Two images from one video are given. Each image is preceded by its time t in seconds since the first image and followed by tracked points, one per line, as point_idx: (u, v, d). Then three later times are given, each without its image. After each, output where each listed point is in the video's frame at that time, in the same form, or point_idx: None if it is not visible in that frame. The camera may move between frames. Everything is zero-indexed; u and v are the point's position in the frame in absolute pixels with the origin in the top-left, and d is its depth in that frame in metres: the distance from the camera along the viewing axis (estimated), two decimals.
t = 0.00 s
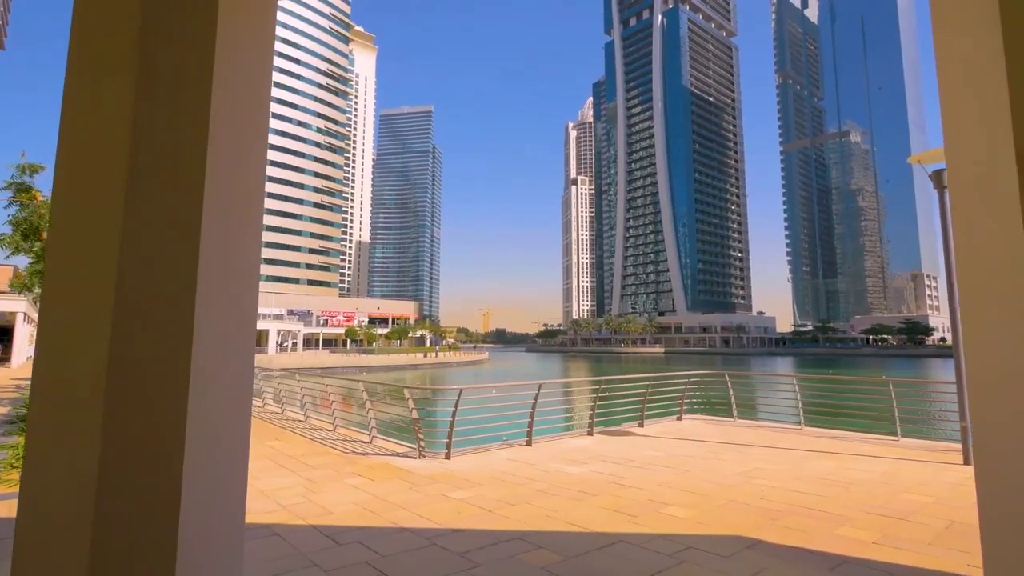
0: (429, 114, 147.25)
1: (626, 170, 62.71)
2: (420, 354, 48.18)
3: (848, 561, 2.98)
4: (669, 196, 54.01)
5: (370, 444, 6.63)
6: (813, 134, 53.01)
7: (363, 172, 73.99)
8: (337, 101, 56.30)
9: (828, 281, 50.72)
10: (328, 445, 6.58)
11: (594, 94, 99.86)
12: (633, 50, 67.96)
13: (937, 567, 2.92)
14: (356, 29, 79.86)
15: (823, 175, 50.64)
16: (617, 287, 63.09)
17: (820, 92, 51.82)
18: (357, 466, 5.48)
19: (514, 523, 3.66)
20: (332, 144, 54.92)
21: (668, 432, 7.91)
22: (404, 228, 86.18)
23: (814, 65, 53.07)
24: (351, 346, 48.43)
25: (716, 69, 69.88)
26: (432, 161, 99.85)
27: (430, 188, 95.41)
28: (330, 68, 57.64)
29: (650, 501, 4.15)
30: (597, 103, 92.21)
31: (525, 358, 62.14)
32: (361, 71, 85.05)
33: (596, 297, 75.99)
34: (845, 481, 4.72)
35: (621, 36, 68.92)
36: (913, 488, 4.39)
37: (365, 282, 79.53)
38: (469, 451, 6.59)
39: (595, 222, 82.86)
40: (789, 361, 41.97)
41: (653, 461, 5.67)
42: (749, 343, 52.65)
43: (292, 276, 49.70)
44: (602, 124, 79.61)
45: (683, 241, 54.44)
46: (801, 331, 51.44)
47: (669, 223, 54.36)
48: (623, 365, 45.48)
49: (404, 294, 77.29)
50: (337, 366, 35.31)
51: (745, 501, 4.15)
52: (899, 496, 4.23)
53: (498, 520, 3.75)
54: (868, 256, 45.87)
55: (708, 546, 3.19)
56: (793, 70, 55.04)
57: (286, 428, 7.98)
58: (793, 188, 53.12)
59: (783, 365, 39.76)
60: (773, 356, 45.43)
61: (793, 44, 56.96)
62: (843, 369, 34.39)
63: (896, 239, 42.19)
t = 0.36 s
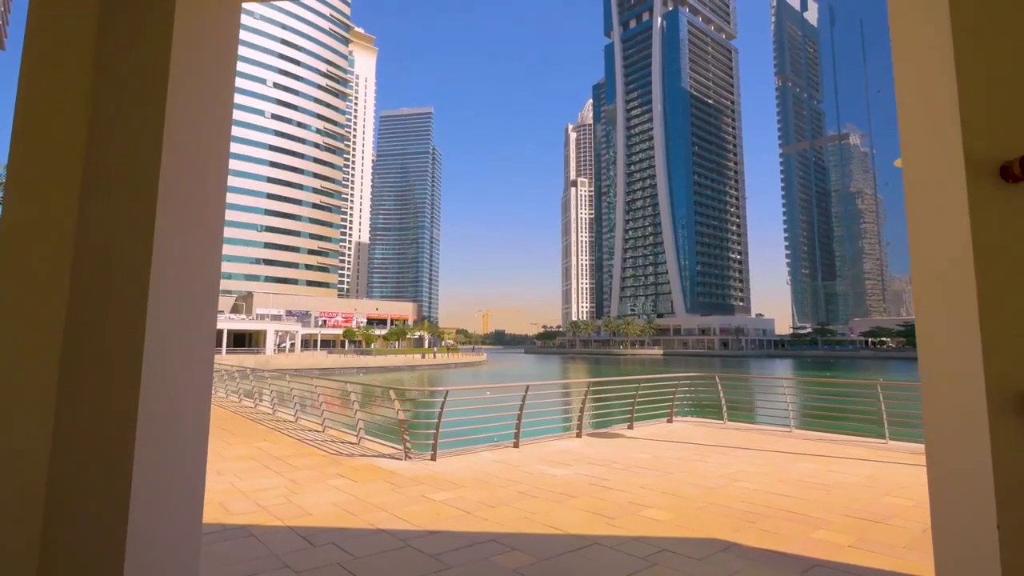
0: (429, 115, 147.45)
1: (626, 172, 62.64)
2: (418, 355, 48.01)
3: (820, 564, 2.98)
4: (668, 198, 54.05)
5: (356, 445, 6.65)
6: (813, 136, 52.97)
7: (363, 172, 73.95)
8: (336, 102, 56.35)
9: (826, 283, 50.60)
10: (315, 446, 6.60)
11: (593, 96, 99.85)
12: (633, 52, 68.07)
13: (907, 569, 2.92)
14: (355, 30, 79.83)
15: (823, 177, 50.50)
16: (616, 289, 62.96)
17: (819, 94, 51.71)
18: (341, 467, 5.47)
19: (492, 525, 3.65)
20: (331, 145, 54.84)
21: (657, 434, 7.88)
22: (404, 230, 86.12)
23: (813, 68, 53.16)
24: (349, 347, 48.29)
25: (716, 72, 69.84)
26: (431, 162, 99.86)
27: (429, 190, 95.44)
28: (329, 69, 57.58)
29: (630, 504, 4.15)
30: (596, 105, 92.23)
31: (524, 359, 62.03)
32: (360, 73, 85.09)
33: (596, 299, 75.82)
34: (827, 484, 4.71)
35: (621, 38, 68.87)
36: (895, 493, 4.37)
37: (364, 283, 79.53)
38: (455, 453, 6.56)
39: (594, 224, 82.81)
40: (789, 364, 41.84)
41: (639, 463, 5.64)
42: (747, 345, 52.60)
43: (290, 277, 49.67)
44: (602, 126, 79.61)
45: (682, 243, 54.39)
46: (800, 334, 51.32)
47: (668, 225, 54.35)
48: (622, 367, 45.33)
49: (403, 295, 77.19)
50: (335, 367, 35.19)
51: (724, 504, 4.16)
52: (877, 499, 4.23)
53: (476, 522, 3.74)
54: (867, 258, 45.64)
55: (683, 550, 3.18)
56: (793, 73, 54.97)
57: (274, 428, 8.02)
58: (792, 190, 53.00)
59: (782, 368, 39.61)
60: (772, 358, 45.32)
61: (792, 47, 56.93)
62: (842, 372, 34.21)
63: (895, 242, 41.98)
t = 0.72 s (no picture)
0: (428, 117, 147.66)
1: (625, 173, 62.79)
2: (416, 357, 47.94)
3: (786, 565, 2.97)
4: (667, 199, 53.99)
5: (341, 447, 6.64)
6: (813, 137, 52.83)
7: (362, 174, 73.94)
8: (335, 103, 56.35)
9: (826, 285, 50.92)
10: (299, 447, 6.60)
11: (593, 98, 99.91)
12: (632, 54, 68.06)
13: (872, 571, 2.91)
14: (355, 31, 79.71)
15: (822, 179, 50.25)
16: (616, 291, 62.95)
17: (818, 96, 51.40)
18: (323, 468, 5.46)
19: (464, 526, 3.67)
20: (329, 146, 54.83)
21: (645, 435, 7.87)
22: (403, 231, 86.06)
23: (812, 69, 53.17)
24: (347, 348, 48.23)
25: (715, 73, 69.88)
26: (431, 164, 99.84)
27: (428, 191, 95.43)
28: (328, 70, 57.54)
29: (607, 504, 4.15)
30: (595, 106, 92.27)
31: (523, 361, 61.92)
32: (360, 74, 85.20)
33: (596, 300, 75.77)
34: (805, 485, 4.72)
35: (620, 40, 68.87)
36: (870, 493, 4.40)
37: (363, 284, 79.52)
38: (440, 454, 6.57)
39: (594, 225, 82.76)
40: (788, 366, 41.68)
41: (620, 464, 5.64)
42: (747, 347, 52.58)
43: (288, 278, 49.60)
44: (601, 127, 79.59)
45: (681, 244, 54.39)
46: (799, 335, 51.35)
47: (667, 226, 54.29)
48: (622, 368, 45.38)
49: (403, 296, 77.19)
50: (333, 369, 35.13)
51: (700, 505, 4.15)
52: (854, 501, 4.23)
53: (449, 522, 3.75)
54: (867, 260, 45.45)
55: (651, 551, 3.18)
56: (792, 74, 54.84)
57: (261, 430, 8.02)
58: (792, 192, 52.75)
59: (781, 369, 39.64)
60: (770, 360, 45.42)
61: (791, 48, 56.87)
62: (838, 374, 34.32)
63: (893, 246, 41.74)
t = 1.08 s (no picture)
0: (427, 116, 147.19)
1: (624, 173, 62.74)
2: (414, 357, 47.88)
3: (757, 565, 2.97)
4: (666, 200, 54.00)
5: (330, 448, 6.62)
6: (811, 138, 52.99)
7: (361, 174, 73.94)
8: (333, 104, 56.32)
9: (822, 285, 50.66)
10: (287, 448, 6.58)
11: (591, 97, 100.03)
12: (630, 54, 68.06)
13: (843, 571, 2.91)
14: (353, 31, 79.63)
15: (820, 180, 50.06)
16: (614, 291, 62.94)
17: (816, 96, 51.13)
18: (308, 469, 5.47)
19: (442, 527, 3.67)
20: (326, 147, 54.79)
21: (634, 435, 7.88)
22: (402, 231, 86.11)
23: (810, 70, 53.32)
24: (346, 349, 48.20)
25: (713, 73, 69.84)
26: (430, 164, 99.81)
27: (427, 191, 95.37)
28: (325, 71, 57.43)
29: (586, 504, 4.15)
30: (593, 107, 92.34)
31: (521, 361, 62.03)
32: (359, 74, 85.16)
33: (595, 300, 75.74)
34: (787, 485, 4.72)
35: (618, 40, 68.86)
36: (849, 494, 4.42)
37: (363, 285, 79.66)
38: (426, 454, 6.58)
39: (592, 225, 82.79)
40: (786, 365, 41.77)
41: (605, 465, 5.64)
42: (745, 347, 52.55)
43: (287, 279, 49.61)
44: (600, 127, 79.57)
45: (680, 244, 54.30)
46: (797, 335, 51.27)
47: (665, 226, 54.30)
48: (620, 368, 45.41)
49: (402, 297, 77.23)
50: (330, 369, 35.07)
51: (680, 505, 4.16)
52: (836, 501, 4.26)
53: (427, 523, 3.74)
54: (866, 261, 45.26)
55: (625, 551, 3.18)
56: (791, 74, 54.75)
57: (251, 431, 7.99)
58: (791, 193, 52.57)
59: (779, 369, 39.70)
60: (769, 360, 45.44)
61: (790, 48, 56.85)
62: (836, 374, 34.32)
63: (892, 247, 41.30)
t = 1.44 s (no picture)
0: (426, 116, 147.16)
1: (623, 173, 62.82)
2: (413, 357, 47.92)
3: (729, 564, 2.99)
4: (666, 200, 54.04)
5: (318, 448, 6.64)
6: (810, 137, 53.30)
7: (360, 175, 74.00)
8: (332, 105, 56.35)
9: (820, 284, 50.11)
10: (276, 448, 6.59)
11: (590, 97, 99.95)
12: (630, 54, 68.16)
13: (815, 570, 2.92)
14: (353, 32, 79.67)
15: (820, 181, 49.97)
16: (614, 291, 62.96)
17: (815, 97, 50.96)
18: (294, 469, 5.49)
19: (421, 526, 3.69)
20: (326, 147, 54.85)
21: (624, 435, 7.89)
22: (402, 232, 86.19)
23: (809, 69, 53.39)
24: (344, 349, 48.23)
25: (712, 73, 69.92)
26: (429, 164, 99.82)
27: (427, 191, 95.59)
28: (324, 70, 57.46)
29: (566, 504, 4.17)
30: (592, 107, 92.30)
31: (521, 361, 62.03)
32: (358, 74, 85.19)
33: (594, 300, 75.75)
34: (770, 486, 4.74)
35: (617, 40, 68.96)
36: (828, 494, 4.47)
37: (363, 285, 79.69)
38: (414, 453, 6.62)
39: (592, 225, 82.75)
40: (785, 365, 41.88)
41: (590, 464, 5.65)
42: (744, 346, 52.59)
43: (286, 279, 49.63)
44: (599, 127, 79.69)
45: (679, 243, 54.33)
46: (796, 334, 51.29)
47: (665, 225, 54.28)
48: (620, 368, 45.51)
49: (401, 297, 77.26)
50: (330, 369, 35.18)
51: (660, 504, 4.18)
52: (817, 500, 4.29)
53: (406, 522, 3.77)
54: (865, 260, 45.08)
55: (597, 549, 3.20)
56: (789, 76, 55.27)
57: (242, 431, 8.03)
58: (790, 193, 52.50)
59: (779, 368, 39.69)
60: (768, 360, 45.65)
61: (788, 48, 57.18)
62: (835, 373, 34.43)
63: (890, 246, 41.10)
